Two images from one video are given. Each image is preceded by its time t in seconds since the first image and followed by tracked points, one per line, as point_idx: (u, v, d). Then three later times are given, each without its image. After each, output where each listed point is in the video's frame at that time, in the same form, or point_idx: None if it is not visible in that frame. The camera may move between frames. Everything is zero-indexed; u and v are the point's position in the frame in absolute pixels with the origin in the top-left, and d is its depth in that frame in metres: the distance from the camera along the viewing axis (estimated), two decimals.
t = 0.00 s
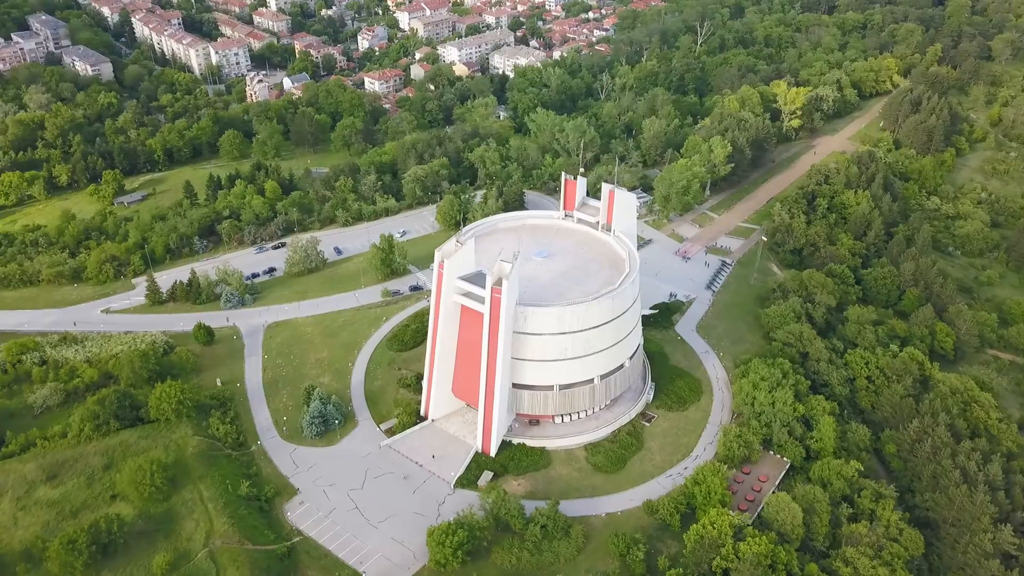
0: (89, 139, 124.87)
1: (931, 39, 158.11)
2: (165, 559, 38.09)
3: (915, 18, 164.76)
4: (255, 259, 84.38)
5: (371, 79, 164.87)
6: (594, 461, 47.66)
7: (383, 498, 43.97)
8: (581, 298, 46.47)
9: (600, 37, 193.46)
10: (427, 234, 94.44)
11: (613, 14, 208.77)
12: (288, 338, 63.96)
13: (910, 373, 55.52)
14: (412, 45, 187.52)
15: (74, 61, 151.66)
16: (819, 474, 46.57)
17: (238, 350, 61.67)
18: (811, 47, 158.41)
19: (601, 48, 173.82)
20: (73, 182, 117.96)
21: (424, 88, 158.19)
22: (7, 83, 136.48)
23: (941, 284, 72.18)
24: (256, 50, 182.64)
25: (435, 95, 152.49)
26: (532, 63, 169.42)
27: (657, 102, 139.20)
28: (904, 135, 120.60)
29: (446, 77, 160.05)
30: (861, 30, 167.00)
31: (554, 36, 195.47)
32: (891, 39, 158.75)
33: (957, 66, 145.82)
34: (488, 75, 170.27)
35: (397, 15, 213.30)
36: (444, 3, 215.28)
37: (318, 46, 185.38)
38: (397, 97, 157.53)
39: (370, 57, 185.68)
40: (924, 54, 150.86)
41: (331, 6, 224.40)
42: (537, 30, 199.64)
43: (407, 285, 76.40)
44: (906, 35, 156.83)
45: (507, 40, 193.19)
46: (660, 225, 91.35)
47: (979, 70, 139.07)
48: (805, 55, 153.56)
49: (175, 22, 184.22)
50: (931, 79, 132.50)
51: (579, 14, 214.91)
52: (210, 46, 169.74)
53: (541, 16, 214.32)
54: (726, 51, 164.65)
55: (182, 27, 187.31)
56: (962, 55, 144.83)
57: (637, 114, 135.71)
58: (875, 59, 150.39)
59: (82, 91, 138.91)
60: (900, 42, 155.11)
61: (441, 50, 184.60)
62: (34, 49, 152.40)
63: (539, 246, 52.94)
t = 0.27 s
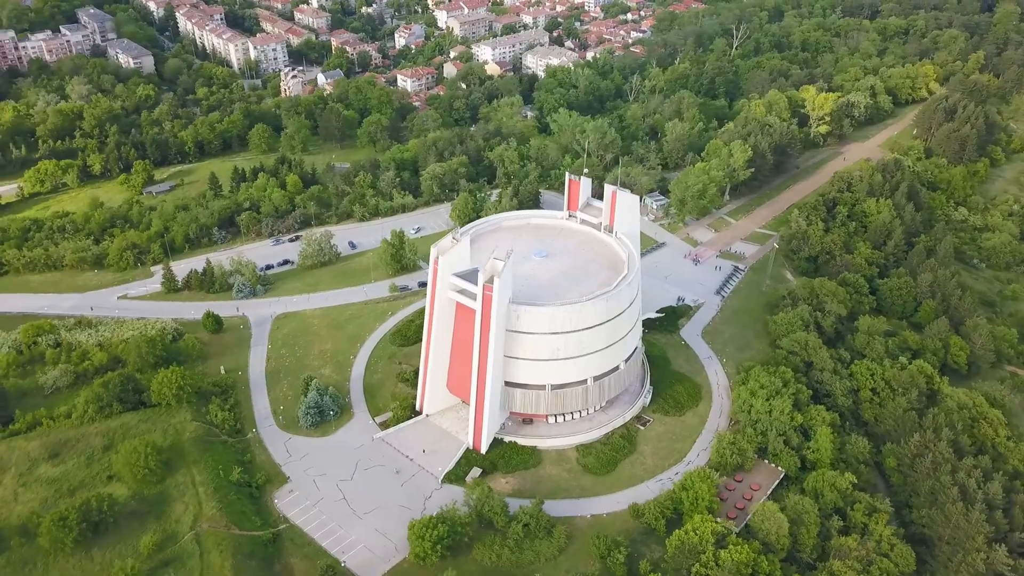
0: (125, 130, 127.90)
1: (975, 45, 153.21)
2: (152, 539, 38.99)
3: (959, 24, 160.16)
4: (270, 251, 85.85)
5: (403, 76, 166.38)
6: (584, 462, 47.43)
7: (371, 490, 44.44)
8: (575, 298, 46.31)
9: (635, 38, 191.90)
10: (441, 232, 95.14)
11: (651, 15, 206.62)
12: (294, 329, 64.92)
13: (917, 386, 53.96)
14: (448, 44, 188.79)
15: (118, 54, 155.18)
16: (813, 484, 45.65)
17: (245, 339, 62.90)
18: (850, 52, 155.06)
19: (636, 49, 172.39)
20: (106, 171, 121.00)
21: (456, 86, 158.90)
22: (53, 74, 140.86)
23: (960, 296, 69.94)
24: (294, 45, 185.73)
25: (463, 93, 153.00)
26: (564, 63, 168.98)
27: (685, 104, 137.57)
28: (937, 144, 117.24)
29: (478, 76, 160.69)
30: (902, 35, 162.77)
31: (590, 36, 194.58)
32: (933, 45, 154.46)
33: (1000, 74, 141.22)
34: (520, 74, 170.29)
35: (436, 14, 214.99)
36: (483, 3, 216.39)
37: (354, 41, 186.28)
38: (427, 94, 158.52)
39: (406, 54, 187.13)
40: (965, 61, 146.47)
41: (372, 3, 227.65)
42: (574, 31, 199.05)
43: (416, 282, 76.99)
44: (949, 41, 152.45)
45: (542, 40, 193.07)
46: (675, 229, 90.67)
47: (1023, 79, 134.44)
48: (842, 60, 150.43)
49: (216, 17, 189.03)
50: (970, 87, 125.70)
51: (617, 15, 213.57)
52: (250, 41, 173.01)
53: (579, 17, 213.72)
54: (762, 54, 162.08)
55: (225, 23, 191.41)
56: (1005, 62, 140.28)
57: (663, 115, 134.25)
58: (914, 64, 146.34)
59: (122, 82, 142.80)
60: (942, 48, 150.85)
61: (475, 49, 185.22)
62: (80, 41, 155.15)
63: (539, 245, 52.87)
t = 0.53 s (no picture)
0: (153, 124, 129.86)
1: (1011, 53, 149.06)
2: (137, 523, 39.83)
3: (996, 31, 155.94)
4: (280, 245, 87.05)
5: (428, 75, 167.50)
6: (570, 464, 47.40)
7: (357, 483, 44.91)
8: (565, 299, 46.35)
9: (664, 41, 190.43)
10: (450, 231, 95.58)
11: (683, 18, 204.20)
12: (296, 322, 65.76)
13: (917, 399, 52.88)
14: (475, 44, 189.58)
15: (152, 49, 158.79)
16: (801, 494, 45.09)
17: (248, 331, 63.90)
18: (880, 57, 152.01)
19: (663, 52, 171.45)
20: (132, 164, 123.36)
21: (480, 85, 159.32)
22: (87, 68, 143.79)
23: (971, 308, 68.04)
24: (324, 43, 187.95)
25: (485, 92, 153.32)
26: (589, 64, 168.49)
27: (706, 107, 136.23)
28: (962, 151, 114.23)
29: (502, 77, 161.00)
30: (936, 41, 159.06)
31: (619, 38, 193.68)
32: (966, 51, 150.59)
33: None
34: (544, 75, 170.19)
35: (467, 14, 216.07)
36: (514, 4, 217.02)
37: (383, 40, 188.36)
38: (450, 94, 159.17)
39: (433, 54, 188.24)
40: (999, 68, 142.51)
41: (405, 2, 230.43)
42: (603, 32, 198.29)
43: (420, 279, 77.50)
44: (983, 47, 148.50)
45: (569, 42, 192.91)
46: (684, 232, 90.11)
47: None
48: (870, 65, 147.57)
49: (250, 14, 191.72)
50: (1001, 94, 121.35)
51: (647, 17, 212.00)
52: (280, 38, 175.36)
53: (610, 19, 212.84)
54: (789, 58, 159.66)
55: (258, 20, 194.65)
56: None
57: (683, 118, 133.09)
58: (945, 70, 142.83)
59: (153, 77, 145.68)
60: (976, 55, 146.97)
61: (502, 50, 185.66)
62: (116, 36, 158.31)
63: (534, 246, 52.99)
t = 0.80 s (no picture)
0: (189, 116, 132.10)
1: None
2: (131, 503, 41.01)
3: None
4: (298, 238, 88.49)
5: (463, 74, 168.33)
6: (562, 464, 47.36)
7: (348, 474, 45.49)
8: (560, 299, 46.31)
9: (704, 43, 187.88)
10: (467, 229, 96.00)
11: (726, 20, 199.99)
12: (305, 314, 66.81)
13: (924, 414, 51.48)
14: (511, 45, 189.88)
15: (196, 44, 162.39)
16: (794, 505, 44.31)
17: (258, 321, 65.16)
18: (923, 64, 147.61)
19: (700, 55, 169.55)
20: (166, 155, 125.80)
21: (513, 85, 159.44)
22: (132, 60, 147.35)
23: (991, 323, 65.61)
24: (364, 41, 190.30)
25: (516, 92, 153.34)
26: (623, 66, 167.37)
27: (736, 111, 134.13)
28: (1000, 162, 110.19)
29: (535, 77, 160.87)
30: (982, 48, 153.79)
31: (657, 40, 191.76)
32: (1013, 59, 145.12)
33: None
34: (578, 75, 169.45)
35: (508, 14, 216.59)
36: (554, 6, 217.25)
37: (420, 39, 190.00)
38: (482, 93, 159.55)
39: (470, 53, 189.06)
40: None
41: (446, 2, 232.45)
42: (642, 34, 196.47)
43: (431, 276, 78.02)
44: None
45: (606, 43, 192.03)
46: (701, 237, 89.15)
47: None
48: (911, 71, 143.46)
49: (293, 11, 194.82)
50: None
51: (689, 19, 209.14)
52: (319, 35, 177.73)
53: (651, 21, 210.67)
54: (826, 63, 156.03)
55: (300, 16, 197.95)
56: None
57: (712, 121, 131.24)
58: (989, 77, 137.89)
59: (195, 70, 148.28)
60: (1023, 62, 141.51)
61: (538, 50, 185.69)
62: (162, 30, 161.35)
63: (536, 246, 52.99)
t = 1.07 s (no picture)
0: (221, 110, 134.92)
1: None
2: (124, 485, 42.13)
3: None
4: (313, 232, 89.82)
5: (493, 73, 168.68)
6: (551, 465, 47.38)
7: (339, 466, 46.13)
8: (553, 300, 46.34)
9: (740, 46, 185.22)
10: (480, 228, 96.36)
11: (764, 24, 196.92)
12: (312, 307, 67.77)
13: (925, 429, 50.34)
14: (545, 45, 189.74)
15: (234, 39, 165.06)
16: (782, 516, 43.71)
17: (265, 312, 66.31)
18: (963, 72, 143.36)
19: (734, 59, 167.33)
20: (196, 148, 127.79)
21: (542, 84, 159.30)
22: (170, 54, 150.93)
23: (1007, 338, 63.50)
24: (399, 39, 192.14)
25: (544, 92, 153.04)
26: (654, 68, 166.14)
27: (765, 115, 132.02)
28: None
29: (565, 77, 160.51)
30: None
31: (693, 43, 189.62)
32: None
33: None
34: (609, 76, 168.42)
35: (544, 14, 216.52)
36: (591, 6, 216.48)
37: (454, 38, 191.14)
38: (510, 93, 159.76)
39: (504, 53, 189.51)
40: None
41: (484, 2, 233.28)
42: (677, 37, 194.51)
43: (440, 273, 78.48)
44: None
45: (639, 45, 190.74)
46: (714, 242, 88.25)
47: None
48: (949, 79, 139.52)
49: (331, 8, 197.85)
50: None
51: (728, 23, 206.36)
52: (355, 33, 179.64)
53: (689, 23, 208.28)
54: (861, 68, 152.63)
55: (338, 14, 200.82)
56: None
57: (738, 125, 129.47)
58: None
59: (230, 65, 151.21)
60: None
61: (571, 51, 185.39)
62: (202, 26, 164.86)
63: (535, 246, 53.05)
